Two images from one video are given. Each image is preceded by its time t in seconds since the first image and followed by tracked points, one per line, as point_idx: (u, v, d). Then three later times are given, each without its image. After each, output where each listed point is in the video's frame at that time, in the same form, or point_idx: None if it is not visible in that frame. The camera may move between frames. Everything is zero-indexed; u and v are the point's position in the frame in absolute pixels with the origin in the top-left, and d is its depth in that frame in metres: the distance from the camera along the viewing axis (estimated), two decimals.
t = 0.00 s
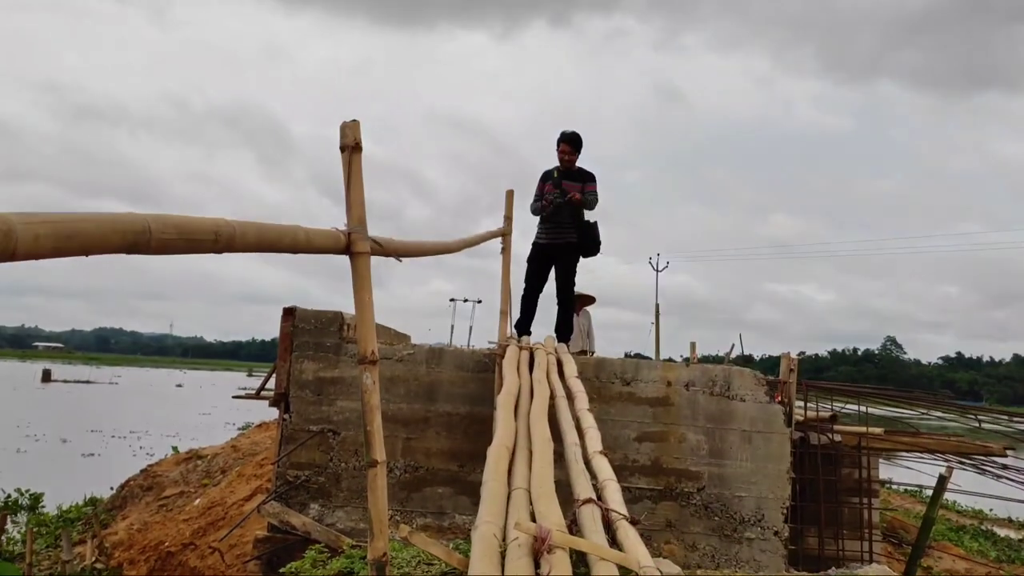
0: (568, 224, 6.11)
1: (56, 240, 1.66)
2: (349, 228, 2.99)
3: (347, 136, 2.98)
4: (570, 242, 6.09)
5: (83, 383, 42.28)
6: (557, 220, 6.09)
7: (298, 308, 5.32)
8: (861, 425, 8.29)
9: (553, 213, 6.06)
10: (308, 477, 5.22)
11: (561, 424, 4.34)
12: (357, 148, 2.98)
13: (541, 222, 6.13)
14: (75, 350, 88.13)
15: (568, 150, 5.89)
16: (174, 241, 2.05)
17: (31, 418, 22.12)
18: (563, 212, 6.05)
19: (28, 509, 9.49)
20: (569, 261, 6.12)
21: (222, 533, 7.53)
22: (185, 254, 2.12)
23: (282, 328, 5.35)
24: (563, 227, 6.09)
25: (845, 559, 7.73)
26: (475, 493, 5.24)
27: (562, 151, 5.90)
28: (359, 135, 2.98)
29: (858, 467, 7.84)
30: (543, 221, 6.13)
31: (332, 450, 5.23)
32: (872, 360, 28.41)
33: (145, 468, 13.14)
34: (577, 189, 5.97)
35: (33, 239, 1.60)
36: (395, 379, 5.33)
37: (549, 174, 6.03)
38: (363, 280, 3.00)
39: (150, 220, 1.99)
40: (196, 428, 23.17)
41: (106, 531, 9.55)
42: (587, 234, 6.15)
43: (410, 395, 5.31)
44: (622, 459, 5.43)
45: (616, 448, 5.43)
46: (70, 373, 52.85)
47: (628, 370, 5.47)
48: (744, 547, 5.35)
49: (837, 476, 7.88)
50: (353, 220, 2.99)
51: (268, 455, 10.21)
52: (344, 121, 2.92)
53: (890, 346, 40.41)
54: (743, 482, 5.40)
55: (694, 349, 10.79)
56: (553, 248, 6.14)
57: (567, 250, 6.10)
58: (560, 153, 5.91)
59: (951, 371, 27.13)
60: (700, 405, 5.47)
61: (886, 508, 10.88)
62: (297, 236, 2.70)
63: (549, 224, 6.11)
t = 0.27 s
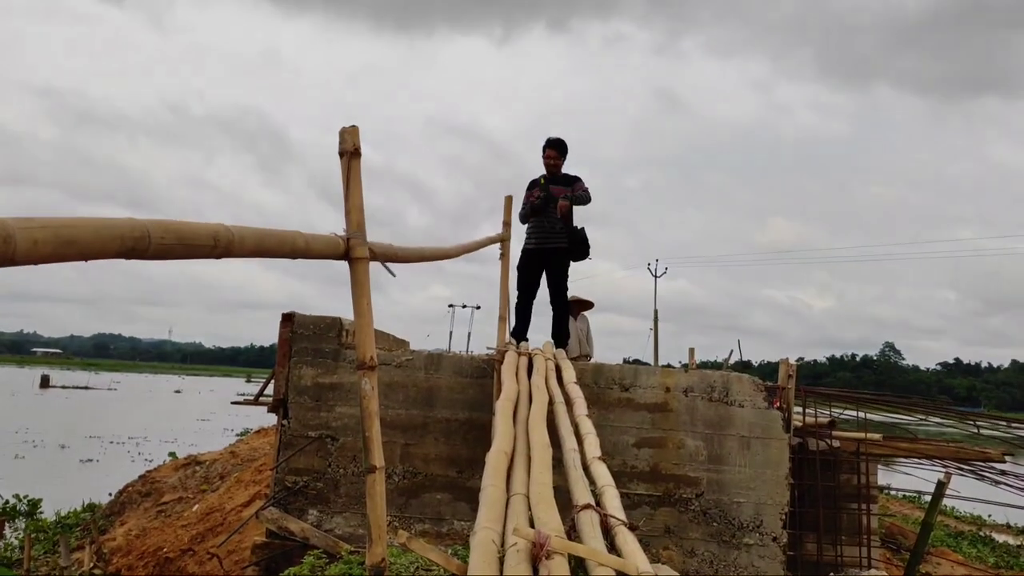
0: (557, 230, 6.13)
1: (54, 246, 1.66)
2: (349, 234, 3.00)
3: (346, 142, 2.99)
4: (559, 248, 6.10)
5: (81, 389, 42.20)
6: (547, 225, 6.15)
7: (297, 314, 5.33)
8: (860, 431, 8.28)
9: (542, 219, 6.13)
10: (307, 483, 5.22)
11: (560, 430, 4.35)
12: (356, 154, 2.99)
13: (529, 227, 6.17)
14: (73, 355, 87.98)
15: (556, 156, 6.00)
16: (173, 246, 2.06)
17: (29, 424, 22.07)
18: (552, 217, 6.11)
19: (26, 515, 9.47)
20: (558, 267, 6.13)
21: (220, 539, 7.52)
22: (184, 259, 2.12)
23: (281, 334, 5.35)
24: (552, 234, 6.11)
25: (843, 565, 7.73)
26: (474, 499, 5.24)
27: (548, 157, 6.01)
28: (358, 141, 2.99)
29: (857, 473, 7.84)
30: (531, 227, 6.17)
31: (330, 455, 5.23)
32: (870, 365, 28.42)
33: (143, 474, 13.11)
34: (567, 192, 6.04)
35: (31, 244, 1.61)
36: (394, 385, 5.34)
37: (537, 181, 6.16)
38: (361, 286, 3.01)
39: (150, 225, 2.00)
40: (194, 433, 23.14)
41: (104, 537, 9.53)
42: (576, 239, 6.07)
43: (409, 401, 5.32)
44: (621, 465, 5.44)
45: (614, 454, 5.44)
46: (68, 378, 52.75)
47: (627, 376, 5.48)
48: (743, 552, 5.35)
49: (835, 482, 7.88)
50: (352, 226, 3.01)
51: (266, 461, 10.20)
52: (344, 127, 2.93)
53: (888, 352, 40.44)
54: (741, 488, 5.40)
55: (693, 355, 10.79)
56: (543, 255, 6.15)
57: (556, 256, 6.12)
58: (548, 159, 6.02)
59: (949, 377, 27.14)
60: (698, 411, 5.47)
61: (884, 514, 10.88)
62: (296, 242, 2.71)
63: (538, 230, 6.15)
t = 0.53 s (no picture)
0: (545, 232, 6.14)
1: (54, 249, 1.67)
2: (348, 236, 3.01)
3: (346, 144, 2.99)
4: (547, 250, 6.11)
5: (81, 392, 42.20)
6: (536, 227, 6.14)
7: (296, 317, 5.33)
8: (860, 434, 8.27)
9: (531, 221, 6.12)
10: (307, 485, 5.22)
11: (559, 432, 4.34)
12: (355, 156, 3.00)
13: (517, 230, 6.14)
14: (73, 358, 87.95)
15: (541, 158, 6.01)
16: (172, 249, 2.06)
17: (29, 427, 22.05)
18: (540, 219, 6.10)
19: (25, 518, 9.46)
20: (547, 269, 6.12)
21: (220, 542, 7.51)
22: (183, 261, 2.12)
23: (281, 336, 5.35)
24: (540, 235, 6.10)
25: (844, 568, 7.72)
26: (474, 502, 5.24)
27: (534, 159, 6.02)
28: (357, 143, 2.99)
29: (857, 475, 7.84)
30: (519, 229, 6.15)
31: (330, 458, 5.23)
32: (870, 368, 28.42)
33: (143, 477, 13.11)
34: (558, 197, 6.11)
35: (30, 245, 1.61)
36: (393, 388, 5.34)
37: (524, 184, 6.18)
38: (361, 288, 3.02)
39: (149, 228, 2.00)
40: (194, 436, 23.13)
41: (104, 540, 9.52)
42: (563, 242, 6.22)
43: (409, 404, 5.31)
44: (621, 468, 5.44)
45: (614, 457, 5.44)
46: (68, 381, 52.73)
47: (627, 379, 5.49)
48: (743, 555, 5.35)
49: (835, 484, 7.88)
50: (352, 229, 3.01)
51: (266, 464, 10.20)
52: (343, 129, 2.94)
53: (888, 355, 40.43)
54: (741, 490, 5.40)
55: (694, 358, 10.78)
56: (531, 256, 6.15)
57: (544, 258, 6.12)
58: (533, 162, 6.03)
59: (949, 380, 27.14)
60: (698, 413, 5.47)
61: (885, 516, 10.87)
62: (295, 245, 2.71)
63: (525, 232, 6.12)
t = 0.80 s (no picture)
0: (540, 233, 6.13)
1: (55, 249, 1.67)
2: (350, 237, 3.01)
3: (348, 145, 2.99)
4: (542, 251, 6.11)
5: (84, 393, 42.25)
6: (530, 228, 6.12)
7: (298, 317, 5.33)
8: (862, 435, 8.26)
9: (525, 221, 6.08)
10: (309, 486, 5.22)
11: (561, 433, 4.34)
12: (357, 157, 3.00)
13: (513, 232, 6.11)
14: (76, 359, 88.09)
15: (533, 159, 6.01)
16: (174, 249, 2.06)
17: (32, 428, 22.08)
18: (535, 219, 6.09)
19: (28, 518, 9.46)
20: (543, 270, 6.12)
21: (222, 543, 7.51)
22: (185, 261, 2.12)
23: (283, 337, 5.35)
24: (536, 236, 6.09)
25: (846, 569, 7.71)
26: (476, 502, 5.24)
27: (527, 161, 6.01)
28: (359, 143, 2.99)
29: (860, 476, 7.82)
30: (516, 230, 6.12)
31: (332, 459, 5.23)
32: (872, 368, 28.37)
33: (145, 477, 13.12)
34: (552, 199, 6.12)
35: (33, 245, 1.62)
36: (395, 389, 5.34)
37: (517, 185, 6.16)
38: (362, 289, 3.02)
39: (150, 228, 2.00)
40: (197, 437, 23.14)
41: (107, 540, 9.53)
42: (557, 242, 6.21)
43: (411, 404, 5.31)
44: (623, 468, 5.43)
45: (617, 458, 5.43)
46: (71, 382, 52.81)
47: (629, 380, 5.48)
48: (745, 556, 5.34)
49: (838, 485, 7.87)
50: (354, 229, 3.01)
51: (268, 465, 10.21)
52: (345, 130, 2.94)
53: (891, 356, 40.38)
54: (744, 491, 5.39)
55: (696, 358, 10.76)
56: (528, 257, 6.13)
57: (540, 259, 6.12)
58: (525, 164, 6.03)
59: (952, 381, 27.09)
60: (700, 414, 5.47)
61: (887, 517, 10.85)
62: (297, 245, 2.72)
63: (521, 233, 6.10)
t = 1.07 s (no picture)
0: (540, 235, 6.14)
1: (60, 252, 1.68)
2: (354, 239, 3.02)
3: (352, 147, 3.00)
4: (543, 253, 6.11)
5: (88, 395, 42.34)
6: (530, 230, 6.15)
7: (302, 319, 5.34)
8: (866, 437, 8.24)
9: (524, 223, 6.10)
10: (313, 488, 5.23)
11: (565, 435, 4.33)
12: (361, 159, 3.00)
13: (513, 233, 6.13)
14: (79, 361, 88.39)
15: (532, 162, 6.02)
16: (178, 251, 2.07)
17: (36, 430, 22.13)
18: (534, 222, 6.10)
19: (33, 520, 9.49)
20: (544, 271, 6.12)
21: (226, 545, 7.51)
22: (188, 263, 2.13)
23: (287, 339, 5.36)
24: (536, 238, 6.11)
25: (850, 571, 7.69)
26: (479, 504, 5.24)
27: (526, 163, 6.03)
28: (362, 146, 3.00)
29: (864, 478, 7.81)
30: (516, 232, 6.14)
31: (336, 461, 5.23)
32: (876, 370, 28.31)
33: (149, 479, 13.14)
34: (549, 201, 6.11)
35: (38, 247, 1.62)
36: (398, 391, 5.34)
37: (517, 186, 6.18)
38: (366, 291, 3.02)
39: (155, 230, 2.00)
40: (200, 439, 23.16)
41: (111, 542, 9.55)
42: (557, 245, 6.22)
43: (415, 406, 5.32)
44: (626, 470, 5.43)
45: (620, 460, 5.43)
46: (75, 384, 52.94)
47: (633, 382, 5.48)
48: (749, 558, 5.34)
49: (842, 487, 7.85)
50: (357, 231, 3.02)
51: (272, 466, 10.22)
52: (348, 132, 2.95)
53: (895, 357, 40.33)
54: (747, 493, 5.39)
55: (700, 361, 10.73)
56: (530, 259, 6.13)
57: (542, 261, 6.11)
58: (524, 166, 6.04)
59: (956, 382, 27.04)
60: (704, 416, 5.46)
61: (892, 519, 10.83)
62: (301, 247, 2.72)
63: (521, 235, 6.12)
